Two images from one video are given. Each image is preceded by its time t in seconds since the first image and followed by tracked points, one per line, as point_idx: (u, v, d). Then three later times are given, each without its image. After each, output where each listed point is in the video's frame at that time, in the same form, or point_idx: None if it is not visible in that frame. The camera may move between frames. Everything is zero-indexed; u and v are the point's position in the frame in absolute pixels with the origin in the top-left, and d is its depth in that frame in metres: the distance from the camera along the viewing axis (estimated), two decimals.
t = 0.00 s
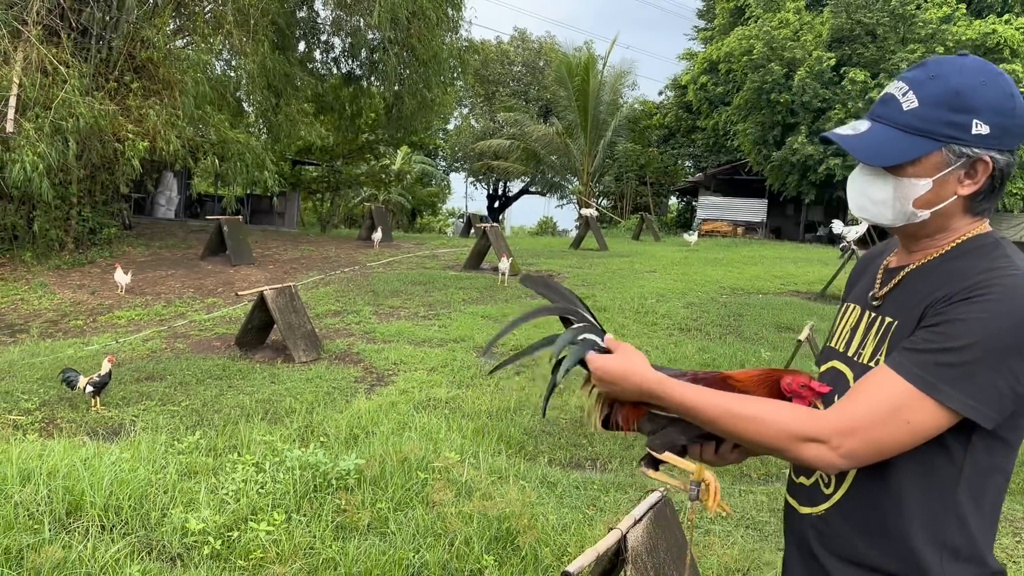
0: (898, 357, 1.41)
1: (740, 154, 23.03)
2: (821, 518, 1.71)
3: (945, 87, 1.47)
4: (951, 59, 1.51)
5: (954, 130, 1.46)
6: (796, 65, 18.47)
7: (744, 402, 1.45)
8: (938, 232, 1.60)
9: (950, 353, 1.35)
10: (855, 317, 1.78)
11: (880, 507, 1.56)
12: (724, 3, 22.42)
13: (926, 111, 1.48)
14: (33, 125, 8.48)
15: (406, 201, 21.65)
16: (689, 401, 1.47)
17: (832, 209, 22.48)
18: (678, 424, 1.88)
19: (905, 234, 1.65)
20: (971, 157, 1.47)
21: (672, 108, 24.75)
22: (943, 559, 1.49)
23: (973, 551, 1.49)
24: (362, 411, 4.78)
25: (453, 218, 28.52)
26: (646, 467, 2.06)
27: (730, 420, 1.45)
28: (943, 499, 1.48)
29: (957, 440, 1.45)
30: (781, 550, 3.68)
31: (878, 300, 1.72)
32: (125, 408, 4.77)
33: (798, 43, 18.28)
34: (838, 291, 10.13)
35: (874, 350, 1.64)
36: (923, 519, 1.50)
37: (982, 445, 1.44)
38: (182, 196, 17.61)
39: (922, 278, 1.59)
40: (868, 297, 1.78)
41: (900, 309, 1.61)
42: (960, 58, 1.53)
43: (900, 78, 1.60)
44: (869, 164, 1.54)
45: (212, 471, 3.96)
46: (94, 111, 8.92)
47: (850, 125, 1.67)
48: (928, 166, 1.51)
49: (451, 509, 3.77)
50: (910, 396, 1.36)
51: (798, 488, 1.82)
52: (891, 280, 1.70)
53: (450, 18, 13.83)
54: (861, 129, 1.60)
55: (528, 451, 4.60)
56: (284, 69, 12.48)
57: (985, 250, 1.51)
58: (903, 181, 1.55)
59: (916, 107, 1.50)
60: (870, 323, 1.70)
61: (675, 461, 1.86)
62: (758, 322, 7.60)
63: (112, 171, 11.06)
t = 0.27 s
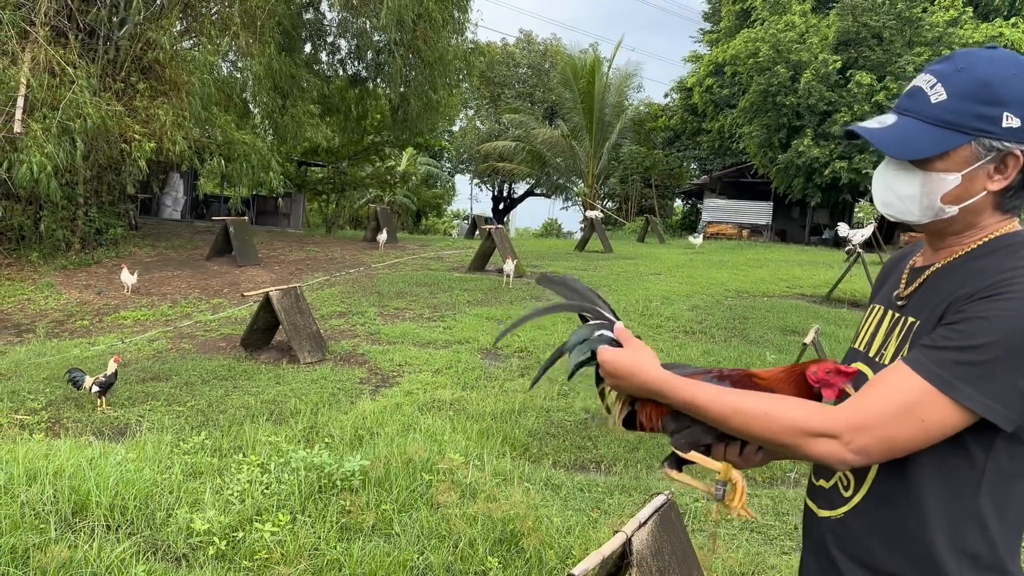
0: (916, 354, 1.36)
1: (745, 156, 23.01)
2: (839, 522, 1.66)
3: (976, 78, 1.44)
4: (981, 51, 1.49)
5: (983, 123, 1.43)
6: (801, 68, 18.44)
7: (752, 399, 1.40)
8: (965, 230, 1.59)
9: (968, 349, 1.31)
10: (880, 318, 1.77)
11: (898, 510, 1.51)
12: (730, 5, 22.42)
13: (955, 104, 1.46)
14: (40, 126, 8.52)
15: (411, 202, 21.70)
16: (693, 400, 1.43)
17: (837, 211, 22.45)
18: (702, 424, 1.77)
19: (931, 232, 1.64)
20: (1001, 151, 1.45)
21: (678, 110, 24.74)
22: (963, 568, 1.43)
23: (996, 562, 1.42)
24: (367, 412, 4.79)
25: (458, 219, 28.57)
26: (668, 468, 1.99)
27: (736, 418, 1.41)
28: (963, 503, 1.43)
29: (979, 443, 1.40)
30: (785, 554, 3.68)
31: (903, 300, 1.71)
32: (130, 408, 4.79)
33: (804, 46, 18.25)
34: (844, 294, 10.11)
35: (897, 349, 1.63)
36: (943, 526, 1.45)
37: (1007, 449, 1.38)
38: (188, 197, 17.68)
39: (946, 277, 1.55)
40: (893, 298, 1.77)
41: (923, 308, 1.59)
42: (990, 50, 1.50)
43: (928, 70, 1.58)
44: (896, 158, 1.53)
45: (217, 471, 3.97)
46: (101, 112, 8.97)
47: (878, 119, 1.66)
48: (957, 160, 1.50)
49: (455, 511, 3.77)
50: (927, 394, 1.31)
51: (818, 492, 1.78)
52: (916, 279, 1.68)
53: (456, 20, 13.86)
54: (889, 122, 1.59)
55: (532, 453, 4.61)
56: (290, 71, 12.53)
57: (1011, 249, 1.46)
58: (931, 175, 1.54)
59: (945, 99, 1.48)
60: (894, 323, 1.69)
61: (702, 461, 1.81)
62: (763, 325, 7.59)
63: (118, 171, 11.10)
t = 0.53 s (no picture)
0: (917, 356, 1.35)
1: (748, 158, 22.99)
2: (847, 527, 1.66)
3: (980, 83, 1.45)
4: (983, 56, 1.49)
5: (991, 128, 1.43)
6: (805, 70, 18.42)
7: (747, 398, 1.39)
8: (971, 235, 1.59)
9: (972, 353, 1.30)
10: (887, 323, 1.78)
11: (907, 514, 1.51)
12: (734, 8, 22.43)
13: (960, 109, 1.46)
14: (45, 127, 8.54)
15: (414, 204, 21.73)
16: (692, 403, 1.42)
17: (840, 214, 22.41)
18: (712, 434, 1.77)
19: (935, 237, 1.65)
20: (1007, 156, 1.46)
21: (682, 113, 24.73)
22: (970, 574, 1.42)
23: (1004, 569, 1.40)
24: (370, 414, 4.79)
25: (461, 221, 28.58)
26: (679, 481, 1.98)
27: (733, 417, 1.40)
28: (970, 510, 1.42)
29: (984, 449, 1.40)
30: (788, 557, 3.67)
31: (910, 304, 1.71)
32: (133, 409, 4.80)
33: (808, 49, 18.24)
34: (847, 297, 10.10)
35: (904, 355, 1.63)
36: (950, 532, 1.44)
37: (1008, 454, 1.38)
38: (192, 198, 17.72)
39: (953, 281, 1.55)
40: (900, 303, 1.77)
41: (930, 315, 1.58)
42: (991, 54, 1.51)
43: (930, 77, 1.58)
44: (900, 165, 1.54)
45: (220, 472, 3.98)
46: (105, 113, 8.99)
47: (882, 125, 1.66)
48: (963, 167, 1.50)
49: (458, 513, 3.77)
50: (928, 395, 1.30)
51: (825, 497, 1.78)
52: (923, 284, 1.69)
53: (460, 22, 13.89)
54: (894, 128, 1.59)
55: (534, 455, 4.60)
56: (294, 73, 12.56)
57: (1017, 254, 1.45)
58: (937, 183, 1.55)
59: (949, 105, 1.49)
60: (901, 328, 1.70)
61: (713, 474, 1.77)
62: (767, 328, 7.59)
63: (122, 172, 11.13)
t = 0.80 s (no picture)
0: (923, 350, 1.34)
1: (750, 161, 22.99)
2: (850, 534, 1.65)
3: (975, 91, 1.45)
4: (976, 63, 1.50)
5: (987, 136, 1.44)
6: (807, 73, 18.42)
7: (746, 366, 1.35)
8: (972, 242, 1.60)
9: (978, 351, 1.29)
10: (889, 329, 1.79)
11: (910, 518, 1.50)
12: (735, 10, 22.44)
13: (954, 118, 1.47)
14: (47, 128, 8.56)
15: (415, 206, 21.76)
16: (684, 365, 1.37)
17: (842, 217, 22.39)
18: (712, 444, 1.82)
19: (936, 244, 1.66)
20: (1004, 163, 1.46)
21: (683, 115, 24.74)
22: None
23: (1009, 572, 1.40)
24: (370, 416, 4.79)
25: (463, 223, 28.60)
26: (678, 489, 1.95)
27: (728, 386, 1.36)
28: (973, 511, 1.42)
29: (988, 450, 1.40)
30: (787, 560, 3.67)
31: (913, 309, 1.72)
32: (134, 410, 4.81)
33: (809, 52, 18.23)
34: (848, 300, 10.09)
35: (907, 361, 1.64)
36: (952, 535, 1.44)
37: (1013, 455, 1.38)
38: (194, 200, 17.75)
39: (955, 286, 1.56)
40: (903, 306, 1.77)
41: (932, 321, 1.58)
42: (984, 61, 1.51)
43: (923, 85, 1.58)
44: (898, 176, 1.53)
45: (220, 474, 3.97)
46: (107, 114, 9.00)
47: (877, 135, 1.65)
48: (960, 175, 1.50)
49: (458, 515, 3.77)
50: (934, 389, 1.29)
51: (828, 504, 1.78)
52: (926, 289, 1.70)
53: (461, 25, 13.92)
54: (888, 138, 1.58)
55: (535, 458, 4.60)
56: (296, 75, 12.58)
57: (1019, 259, 1.45)
58: (935, 192, 1.54)
59: (945, 113, 1.48)
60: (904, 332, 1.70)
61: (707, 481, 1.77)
62: (768, 331, 7.58)
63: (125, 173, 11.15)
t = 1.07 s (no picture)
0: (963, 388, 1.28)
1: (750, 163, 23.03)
2: (856, 540, 1.70)
3: (979, 98, 1.46)
4: (979, 70, 1.51)
5: (993, 142, 1.45)
6: (807, 75, 18.45)
7: (819, 386, 1.29)
8: (979, 248, 1.61)
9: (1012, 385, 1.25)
10: (894, 335, 1.80)
11: (915, 528, 1.52)
12: (735, 13, 22.48)
13: (959, 125, 1.48)
14: (48, 129, 8.57)
15: (415, 207, 21.80)
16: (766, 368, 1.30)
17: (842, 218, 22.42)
18: (705, 446, 1.77)
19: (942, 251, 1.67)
20: (1010, 168, 1.47)
21: (683, 117, 24.78)
22: None
23: None
24: (370, 417, 4.79)
25: (463, 224, 28.63)
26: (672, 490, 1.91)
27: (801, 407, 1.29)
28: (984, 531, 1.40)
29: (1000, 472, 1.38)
30: (787, 561, 3.69)
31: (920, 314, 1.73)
32: (135, 411, 4.81)
33: (809, 54, 18.27)
34: (848, 302, 10.10)
35: (915, 370, 1.65)
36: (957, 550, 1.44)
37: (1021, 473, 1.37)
38: (194, 200, 17.79)
39: (965, 296, 1.57)
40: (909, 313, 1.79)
41: (944, 329, 1.60)
42: (988, 66, 1.52)
43: (926, 92, 1.59)
44: (904, 183, 1.54)
45: (220, 475, 3.98)
46: (108, 116, 9.01)
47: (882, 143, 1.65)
48: (967, 182, 1.51)
49: (458, 516, 3.77)
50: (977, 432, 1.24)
51: (833, 508, 1.82)
52: (933, 296, 1.70)
53: (462, 27, 13.96)
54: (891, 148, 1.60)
55: (535, 459, 4.60)
56: (296, 76, 12.60)
57: None
58: (941, 199, 1.55)
59: (950, 121, 1.50)
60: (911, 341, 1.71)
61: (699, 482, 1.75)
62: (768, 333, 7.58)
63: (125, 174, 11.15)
